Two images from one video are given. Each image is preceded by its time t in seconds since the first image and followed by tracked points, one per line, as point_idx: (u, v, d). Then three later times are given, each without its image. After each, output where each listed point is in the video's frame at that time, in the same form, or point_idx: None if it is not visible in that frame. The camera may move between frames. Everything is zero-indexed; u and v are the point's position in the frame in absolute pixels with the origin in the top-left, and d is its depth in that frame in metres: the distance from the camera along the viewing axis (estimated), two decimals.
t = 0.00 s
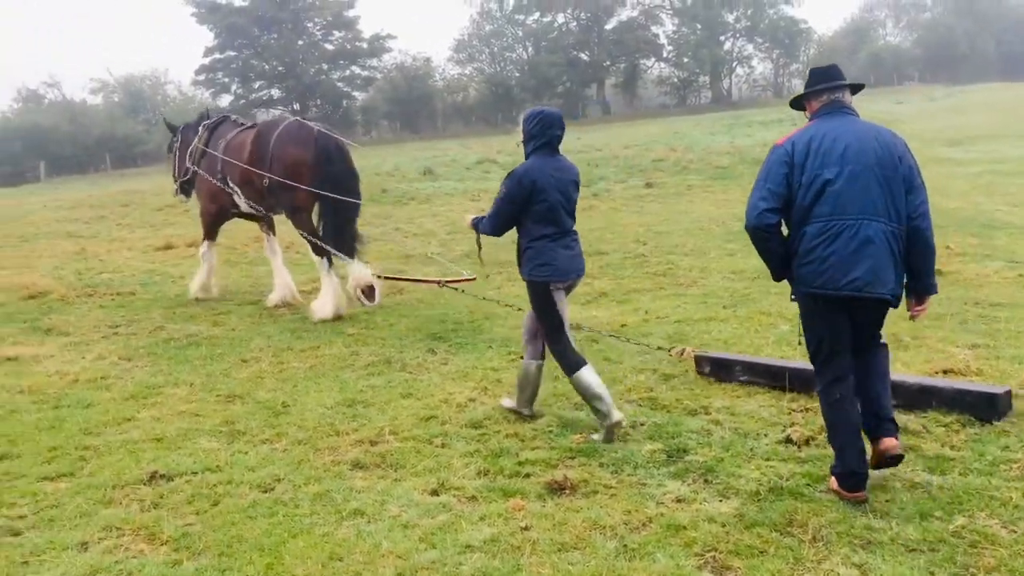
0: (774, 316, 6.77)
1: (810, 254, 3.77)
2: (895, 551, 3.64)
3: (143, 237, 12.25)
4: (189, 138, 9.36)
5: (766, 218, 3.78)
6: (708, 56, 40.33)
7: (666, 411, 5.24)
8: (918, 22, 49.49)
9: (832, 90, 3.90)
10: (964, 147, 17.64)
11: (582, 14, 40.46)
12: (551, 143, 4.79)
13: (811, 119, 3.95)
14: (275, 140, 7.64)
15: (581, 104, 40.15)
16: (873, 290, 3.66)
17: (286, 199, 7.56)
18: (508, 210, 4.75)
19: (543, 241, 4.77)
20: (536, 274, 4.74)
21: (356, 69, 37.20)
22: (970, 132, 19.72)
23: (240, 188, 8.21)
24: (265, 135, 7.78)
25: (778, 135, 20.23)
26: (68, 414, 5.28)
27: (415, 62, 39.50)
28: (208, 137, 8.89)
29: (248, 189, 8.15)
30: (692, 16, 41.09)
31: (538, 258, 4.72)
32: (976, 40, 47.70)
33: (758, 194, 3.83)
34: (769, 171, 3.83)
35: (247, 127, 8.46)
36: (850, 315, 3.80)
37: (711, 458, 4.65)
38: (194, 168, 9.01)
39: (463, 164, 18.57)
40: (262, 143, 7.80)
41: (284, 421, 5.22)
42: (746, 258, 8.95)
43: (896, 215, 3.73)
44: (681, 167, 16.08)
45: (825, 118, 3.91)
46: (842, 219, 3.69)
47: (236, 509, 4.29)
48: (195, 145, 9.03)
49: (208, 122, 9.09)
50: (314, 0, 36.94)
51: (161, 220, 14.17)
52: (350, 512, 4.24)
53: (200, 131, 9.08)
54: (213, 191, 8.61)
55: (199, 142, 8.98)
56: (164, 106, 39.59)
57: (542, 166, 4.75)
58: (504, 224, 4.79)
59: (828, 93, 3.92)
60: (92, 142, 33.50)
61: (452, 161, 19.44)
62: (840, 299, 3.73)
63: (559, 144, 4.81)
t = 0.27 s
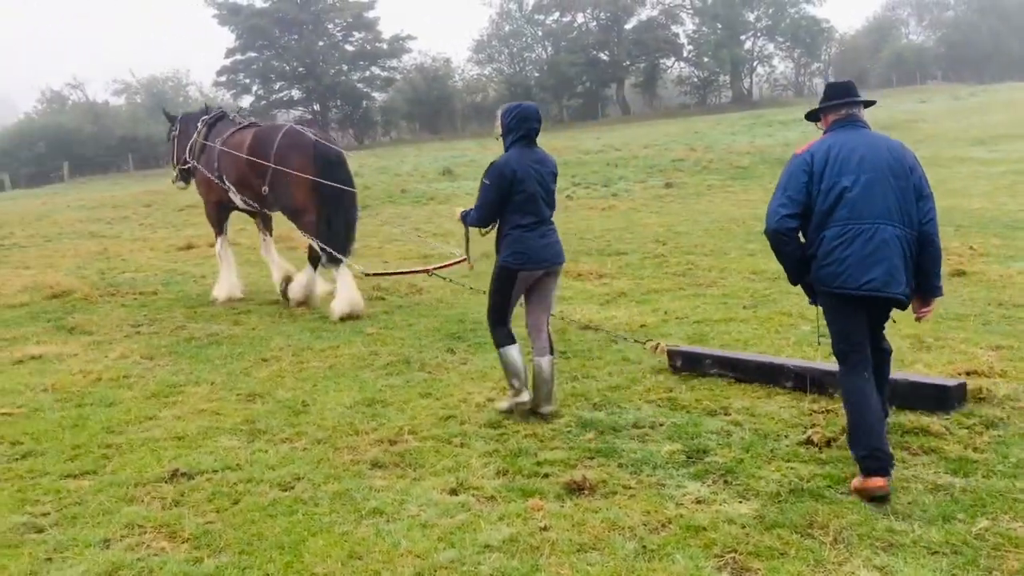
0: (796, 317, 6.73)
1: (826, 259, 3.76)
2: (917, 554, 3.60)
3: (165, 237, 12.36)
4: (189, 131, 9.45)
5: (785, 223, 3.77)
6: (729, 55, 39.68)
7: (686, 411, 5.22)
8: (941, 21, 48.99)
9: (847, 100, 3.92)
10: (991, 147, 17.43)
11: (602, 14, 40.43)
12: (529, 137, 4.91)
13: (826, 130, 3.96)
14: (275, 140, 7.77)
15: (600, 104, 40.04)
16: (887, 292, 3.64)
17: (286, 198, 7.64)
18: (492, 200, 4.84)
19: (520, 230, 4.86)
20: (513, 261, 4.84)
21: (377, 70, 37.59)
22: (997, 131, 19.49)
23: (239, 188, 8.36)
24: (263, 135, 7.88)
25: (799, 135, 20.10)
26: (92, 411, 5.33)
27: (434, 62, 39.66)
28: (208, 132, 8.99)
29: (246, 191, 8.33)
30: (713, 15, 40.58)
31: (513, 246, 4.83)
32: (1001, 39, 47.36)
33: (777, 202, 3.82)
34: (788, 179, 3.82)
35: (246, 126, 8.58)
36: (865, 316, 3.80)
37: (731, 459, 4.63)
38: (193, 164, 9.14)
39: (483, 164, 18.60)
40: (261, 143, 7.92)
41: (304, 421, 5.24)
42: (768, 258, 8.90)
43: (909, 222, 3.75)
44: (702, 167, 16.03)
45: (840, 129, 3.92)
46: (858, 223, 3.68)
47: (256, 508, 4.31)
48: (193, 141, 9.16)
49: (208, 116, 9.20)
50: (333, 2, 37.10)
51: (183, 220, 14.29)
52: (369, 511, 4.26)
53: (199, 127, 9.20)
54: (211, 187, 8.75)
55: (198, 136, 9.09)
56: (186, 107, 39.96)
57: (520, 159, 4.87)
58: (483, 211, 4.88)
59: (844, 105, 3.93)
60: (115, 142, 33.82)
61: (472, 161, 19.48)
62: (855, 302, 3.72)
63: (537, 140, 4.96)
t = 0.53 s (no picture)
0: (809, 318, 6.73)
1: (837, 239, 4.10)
2: (932, 556, 3.58)
3: (179, 238, 12.42)
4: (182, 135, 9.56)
5: (804, 204, 4.09)
6: (742, 56, 39.61)
7: (698, 412, 5.20)
8: (956, 22, 48.79)
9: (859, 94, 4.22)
10: (1007, 147, 17.33)
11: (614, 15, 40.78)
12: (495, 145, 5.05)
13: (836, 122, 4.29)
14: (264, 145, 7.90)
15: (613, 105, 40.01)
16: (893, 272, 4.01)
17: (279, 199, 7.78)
18: (457, 204, 5.02)
19: (485, 236, 5.02)
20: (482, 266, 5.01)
21: (389, 71, 37.59)
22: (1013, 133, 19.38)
23: (233, 191, 8.44)
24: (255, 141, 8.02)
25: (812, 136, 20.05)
26: (106, 411, 5.36)
27: (447, 63, 39.75)
28: (199, 137, 9.10)
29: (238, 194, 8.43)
30: (726, 16, 40.87)
31: (479, 251, 5.00)
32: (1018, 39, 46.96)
33: (798, 183, 4.12)
34: (807, 163, 4.13)
35: (237, 129, 8.69)
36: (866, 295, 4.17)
37: (744, 461, 4.61)
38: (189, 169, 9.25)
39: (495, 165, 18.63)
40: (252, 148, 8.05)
41: (316, 420, 5.26)
42: (780, 259, 8.89)
43: (910, 212, 4.14)
44: (715, 168, 16.01)
45: (850, 120, 4.26)
46: (869, 208, 4.03)
47: (270, 507, 4.33)
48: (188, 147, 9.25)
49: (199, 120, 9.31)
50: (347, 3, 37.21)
51: (197, 221, 14.35)
52: (382, 510, 4.27)
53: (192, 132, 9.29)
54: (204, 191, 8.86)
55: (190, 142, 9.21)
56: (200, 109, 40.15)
57: (490, 167, 5.03)
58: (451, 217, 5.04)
59: (854, 99, 4.24)
60: (130, 142, 34.00)
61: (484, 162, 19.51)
62: (863, 280, 4.07)
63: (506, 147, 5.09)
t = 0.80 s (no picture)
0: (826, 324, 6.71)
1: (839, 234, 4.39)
2: (950, 566, 3.55)
3: (197, 240, 12.51)
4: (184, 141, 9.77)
5: (809, 201, 4.37)
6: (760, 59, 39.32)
7: (714, 418, 5.17)
8: (977, 25, 48.38)
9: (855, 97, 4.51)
10: None
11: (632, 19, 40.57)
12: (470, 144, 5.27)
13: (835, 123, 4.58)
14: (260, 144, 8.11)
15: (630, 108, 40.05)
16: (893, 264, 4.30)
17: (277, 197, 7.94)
18: (435, 200, 5.23)
19: (463, 229, 5.24)
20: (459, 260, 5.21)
21: (406, 74, 37.76)
22: None
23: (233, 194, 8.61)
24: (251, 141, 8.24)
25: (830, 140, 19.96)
26: (124, 411, 5.40)
27: (463, 67, 39.79)
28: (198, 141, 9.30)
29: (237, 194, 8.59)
30: (743, 20, 40.56)
31: (457, 244, 5.21)
32: None
33: (804, 181, 4.39)
34: (813, 162, 4.40)
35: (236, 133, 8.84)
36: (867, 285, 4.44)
37: (761, 467, 4.59)
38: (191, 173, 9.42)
39: (511, 169, 18.65)
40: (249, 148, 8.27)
41: (332, 423, 5.27)
42: (798, 264, 8.86)
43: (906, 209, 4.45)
44: (731, 172, 15.96)
45: (847, 122, 4.54)
46: (869, 205, 4.33)
47: (285, 509, 4.34)
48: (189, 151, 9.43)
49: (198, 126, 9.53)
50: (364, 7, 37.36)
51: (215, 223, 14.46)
52: (396, 513, 4.27)
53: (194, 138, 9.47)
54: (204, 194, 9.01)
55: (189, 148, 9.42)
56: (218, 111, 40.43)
57: (464, 164, 5.25)
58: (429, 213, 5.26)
59: (851, 102, 4.52)
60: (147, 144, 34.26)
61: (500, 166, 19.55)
62: (864, 273, 4.36)
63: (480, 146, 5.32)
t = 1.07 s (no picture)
0: (845, 331, 6.68)
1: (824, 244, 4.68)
2: None
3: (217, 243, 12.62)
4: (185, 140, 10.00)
5: (794, 217, 4.66)
6: (779, 65, 38.98)
7: (732, 424, 5.15)
8: (1000, 32, 47.88)
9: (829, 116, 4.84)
10: None
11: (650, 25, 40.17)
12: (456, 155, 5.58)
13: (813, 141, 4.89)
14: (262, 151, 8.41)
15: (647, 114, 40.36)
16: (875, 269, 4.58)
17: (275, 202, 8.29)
18: (423, 209, 5.56)
19: (449, 236, 5.56)
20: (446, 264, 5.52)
21: (424, 79, 37.83)
22: None
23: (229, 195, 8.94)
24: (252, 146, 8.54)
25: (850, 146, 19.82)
26: (144, 413, 5.44)
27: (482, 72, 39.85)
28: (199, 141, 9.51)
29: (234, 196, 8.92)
30: (764, 24, 39.82)
31: (446, 250, 5.51)
32: None
33: (787, 199, 4.68)
34: (794, 180, 4.69)
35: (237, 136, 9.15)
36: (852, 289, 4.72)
37: (779, 474, 4.55)
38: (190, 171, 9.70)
39: (529, 173, 18.67)
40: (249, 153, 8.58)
41: (349, 426, 5.28)
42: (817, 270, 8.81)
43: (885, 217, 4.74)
44: (750, 177, 15.91)
45: (824, 139, 4.85)
46: (849, 216, 4.62)
47: (302, 511, 4.36)
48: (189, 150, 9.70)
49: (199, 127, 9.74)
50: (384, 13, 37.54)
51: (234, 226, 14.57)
52: (412, 517, 4.27)
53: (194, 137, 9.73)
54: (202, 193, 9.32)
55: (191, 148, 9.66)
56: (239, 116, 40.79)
57: (450, 172, 5.57)
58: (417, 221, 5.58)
59: (825, 121, 4.84)
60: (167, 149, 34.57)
61: (518, 171, 19.57)
62: (851, 280, 4.64)
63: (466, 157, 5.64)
